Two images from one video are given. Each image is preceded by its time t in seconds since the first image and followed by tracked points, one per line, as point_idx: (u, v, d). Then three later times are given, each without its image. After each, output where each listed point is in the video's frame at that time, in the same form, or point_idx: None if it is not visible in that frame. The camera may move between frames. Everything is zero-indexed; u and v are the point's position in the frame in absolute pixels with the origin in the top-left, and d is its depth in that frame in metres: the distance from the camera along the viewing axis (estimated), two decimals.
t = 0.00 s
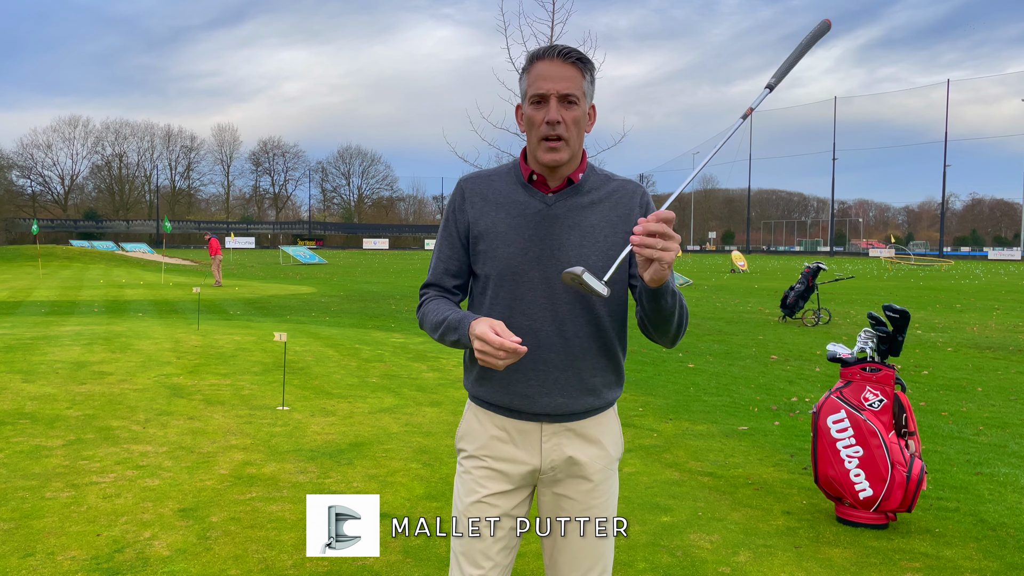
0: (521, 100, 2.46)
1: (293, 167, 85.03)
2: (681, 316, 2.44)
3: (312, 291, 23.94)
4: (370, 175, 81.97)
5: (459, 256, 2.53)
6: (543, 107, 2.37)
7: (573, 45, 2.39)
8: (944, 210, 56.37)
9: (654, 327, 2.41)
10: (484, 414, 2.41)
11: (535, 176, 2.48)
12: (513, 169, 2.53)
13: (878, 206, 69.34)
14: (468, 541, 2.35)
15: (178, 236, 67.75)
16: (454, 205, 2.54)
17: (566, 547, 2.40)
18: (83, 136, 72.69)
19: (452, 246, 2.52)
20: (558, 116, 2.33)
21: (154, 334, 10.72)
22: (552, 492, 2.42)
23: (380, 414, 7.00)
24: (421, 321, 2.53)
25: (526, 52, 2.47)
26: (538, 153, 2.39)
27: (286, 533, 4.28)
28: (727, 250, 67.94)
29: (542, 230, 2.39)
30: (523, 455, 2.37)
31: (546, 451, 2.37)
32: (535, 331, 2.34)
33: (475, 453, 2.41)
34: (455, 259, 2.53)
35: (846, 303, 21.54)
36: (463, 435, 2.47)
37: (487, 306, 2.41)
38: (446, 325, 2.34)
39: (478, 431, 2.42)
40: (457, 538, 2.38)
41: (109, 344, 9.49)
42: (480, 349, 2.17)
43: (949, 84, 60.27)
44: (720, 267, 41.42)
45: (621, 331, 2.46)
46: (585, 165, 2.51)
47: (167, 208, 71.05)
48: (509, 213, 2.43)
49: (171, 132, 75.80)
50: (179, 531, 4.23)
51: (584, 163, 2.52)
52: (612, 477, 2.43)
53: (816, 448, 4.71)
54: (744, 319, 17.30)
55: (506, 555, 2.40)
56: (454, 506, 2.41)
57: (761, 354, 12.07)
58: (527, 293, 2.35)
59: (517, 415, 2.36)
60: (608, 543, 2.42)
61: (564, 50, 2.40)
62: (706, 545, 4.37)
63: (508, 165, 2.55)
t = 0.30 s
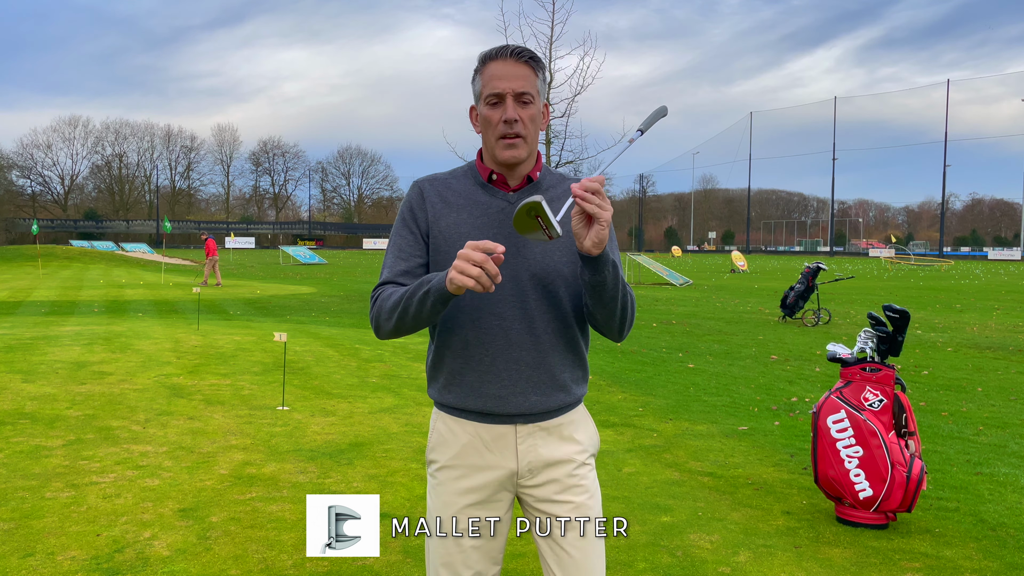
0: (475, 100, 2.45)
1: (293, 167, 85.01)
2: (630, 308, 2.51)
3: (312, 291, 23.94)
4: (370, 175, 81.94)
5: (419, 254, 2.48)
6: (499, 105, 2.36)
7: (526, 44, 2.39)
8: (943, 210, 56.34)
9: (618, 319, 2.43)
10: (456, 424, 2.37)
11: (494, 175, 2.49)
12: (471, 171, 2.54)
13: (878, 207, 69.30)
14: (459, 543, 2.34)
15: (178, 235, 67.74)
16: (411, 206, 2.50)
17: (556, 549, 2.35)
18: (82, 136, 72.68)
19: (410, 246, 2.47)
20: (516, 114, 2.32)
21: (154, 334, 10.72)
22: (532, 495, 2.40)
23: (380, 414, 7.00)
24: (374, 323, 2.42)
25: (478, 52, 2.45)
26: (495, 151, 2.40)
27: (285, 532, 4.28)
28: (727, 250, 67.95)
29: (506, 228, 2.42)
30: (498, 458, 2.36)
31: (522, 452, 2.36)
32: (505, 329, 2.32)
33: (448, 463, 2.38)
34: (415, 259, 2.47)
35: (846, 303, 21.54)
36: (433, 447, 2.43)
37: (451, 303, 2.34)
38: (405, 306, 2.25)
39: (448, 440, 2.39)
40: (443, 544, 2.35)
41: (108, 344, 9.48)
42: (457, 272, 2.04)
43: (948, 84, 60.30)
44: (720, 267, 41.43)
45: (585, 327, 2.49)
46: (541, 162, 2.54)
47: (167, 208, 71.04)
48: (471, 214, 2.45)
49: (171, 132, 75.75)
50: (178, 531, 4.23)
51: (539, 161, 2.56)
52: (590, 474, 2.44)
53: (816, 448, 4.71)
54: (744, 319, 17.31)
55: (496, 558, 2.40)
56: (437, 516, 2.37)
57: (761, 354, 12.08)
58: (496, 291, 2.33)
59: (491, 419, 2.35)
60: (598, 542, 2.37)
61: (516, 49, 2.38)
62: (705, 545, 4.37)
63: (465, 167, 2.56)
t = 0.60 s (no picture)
0: (473, 99, 2.45)
1: (293, 167, 84.99)
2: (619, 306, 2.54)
3: (312, 291, 23.92)
4: (370, 175, 81.87)
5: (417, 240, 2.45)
6: (496, 102, 2.35)
7: (523, 44, 2.40)
8: (943, 210, 56.33)
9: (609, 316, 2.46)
10: (450, 424, 2.35)
11: (491, 171, 2.47)
12: (467, 168, 2.54)
13: (878, 207, 69.29)
14: (455, 543, 2.33)
15: (178, 235, 67.73)
16: (409, 196, 2.48)
17: (544, 552, 2.38)
18: (82, 136, 72.65)
19: (407, 233, 2.43)
20: (512, 111, 2.32)
21: (154, 334, 10.72)
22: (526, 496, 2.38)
23: (379, 414, 7.00)
24: (368, 307, 2.37)
25: (476, 52, 2.46)
26: (492, 148, 2.39)
27: (286, 533, 4.29)
28: (727, 250, 67.93)
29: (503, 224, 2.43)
30: (494, 458, 2.34)
31: (518, 452, 2.35)
32: (502, 324, 2.31)
33: (442, 465, 2.34)
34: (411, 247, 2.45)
35: (846, 303, 21.54)
36: (426, 449, 2.40)
37: (449, 292, 2.33)
38: (403, 272, 2.20)
39: (443, 441, 2.36)
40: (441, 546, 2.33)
41: (109, 344, 9.47)
42: (465, 204, 2.01)
43: (949, 84, 60.28)
44: (720, 267, 41.39)
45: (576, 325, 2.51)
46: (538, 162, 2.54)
47: (167, 208, 71.02)
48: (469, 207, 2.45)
49: (170, 132, 75.70)
50: (178, 531, 4.23)
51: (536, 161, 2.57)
52: (580, 474, 2.47)
53: (816, 448, 4.71)
54: (744, 319, 17.30)
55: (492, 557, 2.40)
56: (433, 517, 2.34)
57: (761, 354, 12.08)
58: (493, 285, 2.32)
59: (486, 417, 2.34)
60: (582, 541, 2.44)
61: (514, 48, 2.40)
62: (705, 544, 4.38)
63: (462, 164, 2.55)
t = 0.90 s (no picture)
0: (484, 98, 2.45)
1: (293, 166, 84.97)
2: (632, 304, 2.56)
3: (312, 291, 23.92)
4: (370, 175, 81.84)
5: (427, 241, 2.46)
6: (507, 100, 2.35)
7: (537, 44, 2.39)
8: (943, 210, 56.30)
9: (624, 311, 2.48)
10: (460, 423, 2.35)
11: (502, 171, 2.48)
12: (477, 168, 2.54)
13: (878, 207, 69.28)
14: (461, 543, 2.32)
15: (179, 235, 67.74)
16: (419, 195, 2.48)
17: (550, 552, 2.38)
18: (82, 136, 72.63)
19: (416, 234, 2.43)
20: (523, 109, 2.32)
21: (154, 334, 10.72)
22: (534, 497, 2.39)
23: (379, 414, 7.00)
24: (379, 305, 2.38)
25: (489, 52, 2.46)
26: (502, 146, 2.39)
27: (286, 533, 4.29)
28: (727, 250, 67.94)
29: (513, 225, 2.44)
30: (505, 457, 2.34)
31: (528, 452, 2.35)
32: (512, 323, 2.32)
33: (452, 465, 2.34)
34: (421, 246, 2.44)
35: (846, 303, 21.54)
36: (436, 448, 2.40)
37: (460, 292, 2.33)
38: (411, 276, 2.20)
39: (453, 441, 2.35)
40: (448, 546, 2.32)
41: (108, 344, 9.47)
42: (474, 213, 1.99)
43: (948, 84, 60.25)
44: (719, 267, 41.37)
45: (587, 323, 2.51)
46: (548, 162, 2.54)
47: (167, 208, 71.03)
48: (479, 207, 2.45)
49: (170, 132, 75.66)
50: (178, 531, 4.23)
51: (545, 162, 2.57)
52: (590, 475, 2.45)
53: (816, 448, 4.71)
54: (744, 319, 17.30)
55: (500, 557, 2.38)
56: (439, 516, 2.34)
57: (761, 354, 12.08)
58: (503, 284, 2.33)
59: (495, 417, 2.34)
60: (591, 540, 2.42)
61: (527, 48, 2.39)
62: (705, 544, 4.38)
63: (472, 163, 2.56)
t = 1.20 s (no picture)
0: (495, 95, 2.44)
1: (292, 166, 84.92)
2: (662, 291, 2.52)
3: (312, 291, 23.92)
4: (369, 175, 81.81)
5: (439, 250, 2.49)
6: (517, 100, 2.35)
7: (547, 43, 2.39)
8: (943, 210, 56.28)
9: (653, 298, 2.45)
10: (475, 424, 2.37)
11: (512, 172, 2.47)
12: (487, 169, 2.54)
13: (878, 207, 69.23)
14: (465, 545, 2.32)
15: (178, 235, 67.74)
16: (429, 204, 2.51)
17: (559, 550, 2.38)
18: (83, 135, 72.58)
19: (427, 245, 2.48)
20: (532, 108, 2.32)
21: (154, 334, 10.72)
22: (545, 495, 2.40)
23: (380, 414, 7.00)
24: (394, 320, 2.43)
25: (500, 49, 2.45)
26: (511, 144, 2.38)
27: (286, 532, 4.29)
28: (727, 250, 67.93)
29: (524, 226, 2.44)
30: (519, 456, 2.35)
31: (542, 452, 2.36)
32: (524, 324, 2.32)
33: (468, 463, 2.37)
34: (435, 255, 2.48)
35: (846, 303, 21.54)
36: (450, 448, 2.43)
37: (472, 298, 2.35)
38: (425, 300, 2.25)
39: (469, 438, 2.38)
40: (455, 545, 2.33)
41: (107, 344, 9.45)
42: (485, 240, 2.05)
43: (949, 84, 60.25)
44: (720, 267, 41.34)
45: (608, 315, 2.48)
46: (559, 160, 2.53)
47: (167, 208, 71.00)
48: (489, 210, 2.46)
49: (170, 132, 75.61)
50: (179, 531, 4.23)
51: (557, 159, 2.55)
52: (602, 474, 2.44)
53: (816, 448, 4.71)
54: (744, 319, 17.29)
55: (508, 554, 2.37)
56: (443, 515, 2.38)
57: (761, 354, 12.08)
58: (515, 286, 2.33)
59: (509, 417, 2.35)
60: (600, 542, 2.42)
61: (537, 46, 2.37)
62: (705, 544, 4.38)
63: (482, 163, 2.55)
